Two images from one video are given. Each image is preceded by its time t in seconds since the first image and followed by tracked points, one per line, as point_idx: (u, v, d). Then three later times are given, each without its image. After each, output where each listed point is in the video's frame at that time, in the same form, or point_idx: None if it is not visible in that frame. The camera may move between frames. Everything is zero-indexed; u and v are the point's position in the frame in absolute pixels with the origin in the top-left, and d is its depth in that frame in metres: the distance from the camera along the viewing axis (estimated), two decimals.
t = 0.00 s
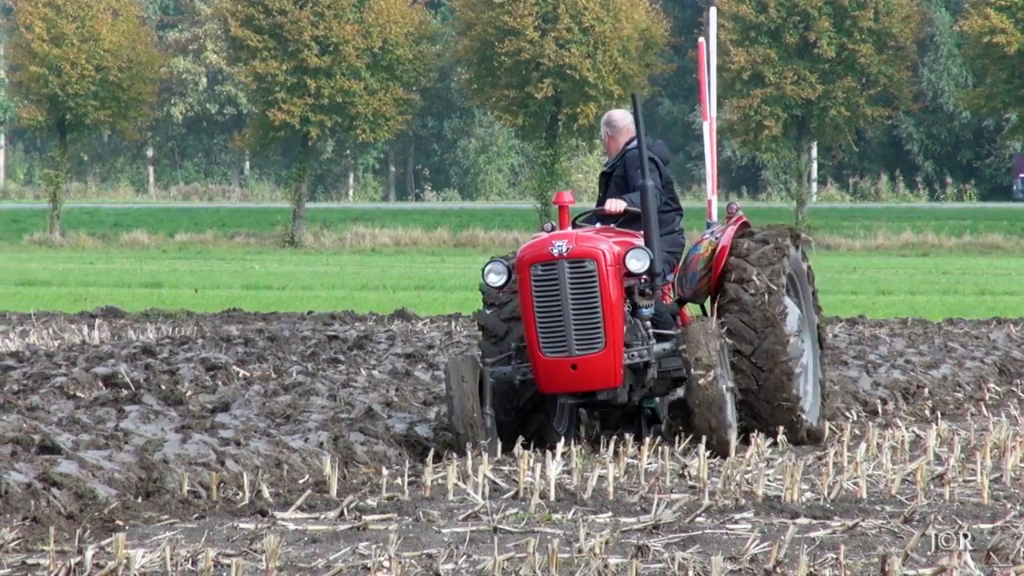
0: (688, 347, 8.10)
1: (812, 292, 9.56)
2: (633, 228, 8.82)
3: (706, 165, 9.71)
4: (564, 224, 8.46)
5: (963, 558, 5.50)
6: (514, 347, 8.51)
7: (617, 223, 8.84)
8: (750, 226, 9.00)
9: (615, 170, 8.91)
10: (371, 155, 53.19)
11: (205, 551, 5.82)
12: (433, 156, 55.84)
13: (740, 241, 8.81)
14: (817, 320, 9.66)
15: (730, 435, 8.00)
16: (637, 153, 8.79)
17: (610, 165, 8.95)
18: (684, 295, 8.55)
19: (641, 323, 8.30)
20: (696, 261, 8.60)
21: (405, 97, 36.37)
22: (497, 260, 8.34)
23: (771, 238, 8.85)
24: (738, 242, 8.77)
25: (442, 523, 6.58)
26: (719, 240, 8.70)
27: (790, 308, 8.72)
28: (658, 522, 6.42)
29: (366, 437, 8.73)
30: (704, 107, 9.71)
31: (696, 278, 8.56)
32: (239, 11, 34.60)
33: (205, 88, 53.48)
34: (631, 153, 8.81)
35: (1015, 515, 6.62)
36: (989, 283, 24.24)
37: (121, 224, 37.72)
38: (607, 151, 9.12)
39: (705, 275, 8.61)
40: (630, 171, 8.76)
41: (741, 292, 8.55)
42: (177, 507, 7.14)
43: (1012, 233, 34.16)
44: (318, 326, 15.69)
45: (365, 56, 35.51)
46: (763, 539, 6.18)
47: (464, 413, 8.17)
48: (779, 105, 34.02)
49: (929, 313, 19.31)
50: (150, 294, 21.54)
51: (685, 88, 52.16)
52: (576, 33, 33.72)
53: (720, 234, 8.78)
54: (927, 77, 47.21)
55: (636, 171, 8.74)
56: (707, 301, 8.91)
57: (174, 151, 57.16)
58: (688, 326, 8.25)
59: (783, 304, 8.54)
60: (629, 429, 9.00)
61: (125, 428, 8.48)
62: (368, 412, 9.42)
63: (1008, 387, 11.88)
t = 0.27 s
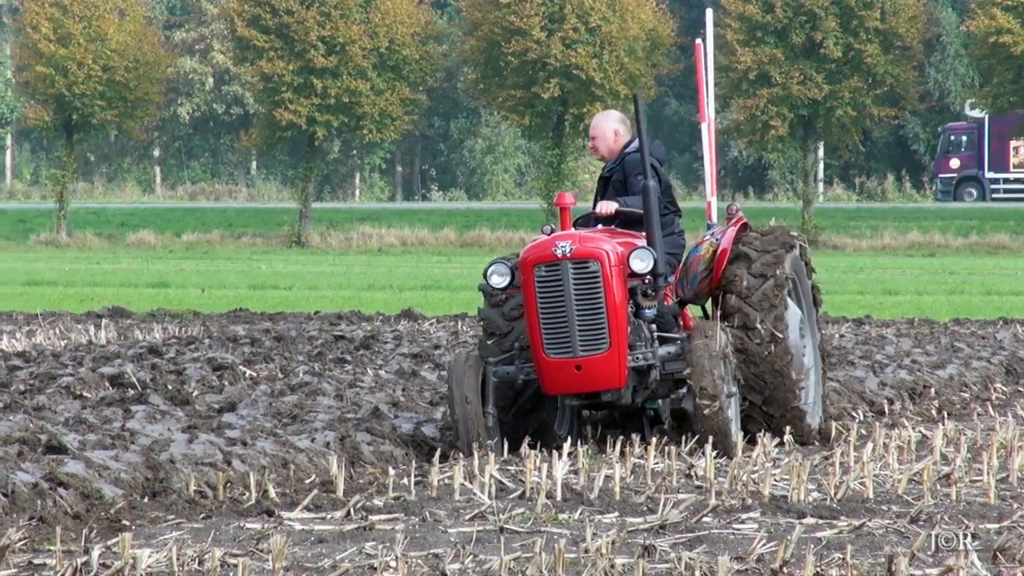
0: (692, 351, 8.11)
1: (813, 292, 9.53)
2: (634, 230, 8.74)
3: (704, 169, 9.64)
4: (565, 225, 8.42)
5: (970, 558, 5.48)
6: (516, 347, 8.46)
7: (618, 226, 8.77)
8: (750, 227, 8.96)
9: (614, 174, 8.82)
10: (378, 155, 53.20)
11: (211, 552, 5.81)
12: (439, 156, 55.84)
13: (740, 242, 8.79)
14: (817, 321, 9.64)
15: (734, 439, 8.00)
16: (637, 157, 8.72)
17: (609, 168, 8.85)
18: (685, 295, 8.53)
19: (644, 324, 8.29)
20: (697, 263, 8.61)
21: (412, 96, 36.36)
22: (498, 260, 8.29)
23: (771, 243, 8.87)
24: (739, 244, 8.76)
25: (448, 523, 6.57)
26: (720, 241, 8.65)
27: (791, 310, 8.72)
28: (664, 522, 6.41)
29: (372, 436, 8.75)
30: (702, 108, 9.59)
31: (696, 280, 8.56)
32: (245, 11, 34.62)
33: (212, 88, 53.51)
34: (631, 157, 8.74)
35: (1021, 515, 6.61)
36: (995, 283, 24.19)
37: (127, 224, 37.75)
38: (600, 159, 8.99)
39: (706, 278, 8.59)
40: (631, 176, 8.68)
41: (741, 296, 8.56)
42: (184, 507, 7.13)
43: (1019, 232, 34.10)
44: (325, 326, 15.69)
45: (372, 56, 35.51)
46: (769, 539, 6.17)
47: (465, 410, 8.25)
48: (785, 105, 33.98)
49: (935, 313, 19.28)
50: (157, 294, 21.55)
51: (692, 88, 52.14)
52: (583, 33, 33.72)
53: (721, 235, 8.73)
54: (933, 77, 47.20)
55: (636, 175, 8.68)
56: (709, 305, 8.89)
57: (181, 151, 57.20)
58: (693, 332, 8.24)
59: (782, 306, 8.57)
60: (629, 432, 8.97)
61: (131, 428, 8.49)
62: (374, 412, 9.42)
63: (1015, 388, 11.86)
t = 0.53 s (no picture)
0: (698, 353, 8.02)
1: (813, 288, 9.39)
2: (635, 231, 8.74)
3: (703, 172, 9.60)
4: (567, 226, 8.39)
5: (978, 559, 5.46)
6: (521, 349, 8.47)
7: (617, 228, 8.77)
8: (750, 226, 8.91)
9: (610, 177, 8.81)
10: (386, 155, 53.22)
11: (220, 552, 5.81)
12: (447, 156, 55.83)
13: (740, 242, 8.72)
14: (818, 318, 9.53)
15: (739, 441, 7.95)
16: (634, 157, 8.72)
17: (605, 170, 8.86)
18: (687, 296, 8.55)
19: (648, 325, 8.26)
20: (699, 263, 8.59)
21: (420, 96, 36.35)
22: (500, 262, 8.31)
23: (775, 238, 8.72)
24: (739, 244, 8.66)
25: (457, 523, 6.56)
26: (721, 241, 8.64)
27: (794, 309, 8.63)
28: (672, 522, 6.40)
29: (381, 437, 8.76)
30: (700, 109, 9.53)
31: (699, 280, 8.55)
32: (253, 11, 34.63)
33: (219, 88, 53.53)
34: (629, 157, 8.72)
35: None
36: (1003, 283, 24.13)
37: (135, 224, 37.78)
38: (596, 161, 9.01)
39: (707, 278, 8.57)
40: (629, 176, 8.68)
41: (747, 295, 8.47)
42: (192, 507, 7.13)
43: None
44: (333, 326, 15.68)
45: (380, 56, 35.52)
46: (778, 538, 6.15)
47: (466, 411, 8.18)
48: (793, 105, 33.94)
49: (943, 313, 19.23)
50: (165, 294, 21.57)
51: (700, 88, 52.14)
52: (591, 33, 33.69)
53: (722, 235, 8.71)
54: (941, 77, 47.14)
55: (635, 175, 8.67)
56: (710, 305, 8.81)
57: (189, 151, 57.26)
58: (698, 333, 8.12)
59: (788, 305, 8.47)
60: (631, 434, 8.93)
61: (140, 428, 8.49)
62: (382, 412, 9.42)
63: None
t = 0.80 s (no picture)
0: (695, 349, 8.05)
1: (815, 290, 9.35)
2: (632, 229, 8.71)
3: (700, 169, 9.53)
4: (562, 226, 8.48)
5: (987, 558, 5.44)
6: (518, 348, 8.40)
7: (616, 226, 8.75)
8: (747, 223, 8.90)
9: (610, 174, 8.80)
10: (394, 155, 53.21)
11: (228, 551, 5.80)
12: (455, 155, 55.77)
13: (739, 239, 8.72)
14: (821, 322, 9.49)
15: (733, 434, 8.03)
16: (633, 155, 8.70)
17: (605, 167, 8.83)
18: (685, 294, 8.52)
19: (646, 325, 8.23)
20: (695, 262, 8.59)
21: (428, 96, 36.33)
22: (497, 265, 8.36)
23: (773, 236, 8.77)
24: (737, 240, 8.69)
25: (464, 523, 6.54)
26: (718, 238, 8.64)
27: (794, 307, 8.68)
28: (680, 522, 6.38)
29: (389, 437, 8.77)
30: (695, 104, 9.43)
31: (696, 278, 8.54)
32: (261, 11, 34.62)
33: (228, 88, 53.54)
34: (628, 155, 8.70)
35: None
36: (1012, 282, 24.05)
37: (143, 224, 37.77)
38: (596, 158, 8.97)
39: (705, 276, 8.58)
40: (627, 174, 8.66)
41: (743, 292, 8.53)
42: (200, 506, 7.13)
43: None
44: (341, 326, 15.65)
45: (388, 56, 35.51)
46: (786, 538, 6.13)
47: (465, 415, 8.15)
48: (802, 105, 33.88)
49: (951, 313, 19.17)
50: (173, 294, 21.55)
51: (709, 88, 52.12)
52: (599, 32, 33.64)
53: (719, 232, 8.70)
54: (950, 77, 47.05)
55: (633, 174, 8.65)
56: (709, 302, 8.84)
57: (197, 151, 57.29)
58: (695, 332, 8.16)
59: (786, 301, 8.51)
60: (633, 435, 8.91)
61: (148, 428, 8.48)
62: (390, 413, 9.40)
63: None
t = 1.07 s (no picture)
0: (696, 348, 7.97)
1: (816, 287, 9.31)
2: (634, 229, 8.71)
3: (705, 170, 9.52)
4: (564, 226, 8.45)
5: (994, 559, 5.42)
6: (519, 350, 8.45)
7: (619, 224, 8.74)
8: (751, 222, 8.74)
9: (614, 172, 8.78)
10: (401, 155, 53.27)
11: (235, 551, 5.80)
12: (462, 156, 55.75)
13: (741, 241, 8.55)
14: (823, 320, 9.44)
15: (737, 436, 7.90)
16: (636, 155, 8.68)
17: (610, 166, 8.81)
18: (687, 294, 8.45)
19: (647, 325, 8.22)
20: (699, 260, 8.45)
21: (435, 96, 36.34)
22: (498, 264, 8.35)
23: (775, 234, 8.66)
24: (741, 240, 8.54)
25: (472, 523, 6.53)
26: (721, 237, 8.47)
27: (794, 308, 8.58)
28: (687, 522, 6.37)
29: (397, 437, 8.79)
30: (699, 104, 9.42)
31: (699, 278, 8.42)
32: (269, 11, 34.65)
33: (235, 87, 53.60)
34: (631, 154, 8.69)
35: None
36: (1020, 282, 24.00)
37: (150, 224, 37.79)
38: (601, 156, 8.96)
39: (708, 276, 8.43)
40: (631, 173, 8.65)
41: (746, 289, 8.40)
42: (207, 506, 7.12)
43: None
44: (348, 326, 15.63)
45: (395, 55, 35.52)
46: (793, 538, 6.12)
47: (467, 414, 8.11)
48: (809, 105, 33.84)
49: (959, 313, 19.12)
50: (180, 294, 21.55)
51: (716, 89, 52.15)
52: (606, 32, 33.61)
53: (722, 232, 8.53)
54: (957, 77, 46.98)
55: (637, 173, 8.63)
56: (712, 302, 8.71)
57: (204, 151, 57.36)
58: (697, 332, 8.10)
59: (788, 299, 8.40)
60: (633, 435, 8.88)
61: (156, 428, 8.48)
62: (397, 412, 9.39)
63: None
